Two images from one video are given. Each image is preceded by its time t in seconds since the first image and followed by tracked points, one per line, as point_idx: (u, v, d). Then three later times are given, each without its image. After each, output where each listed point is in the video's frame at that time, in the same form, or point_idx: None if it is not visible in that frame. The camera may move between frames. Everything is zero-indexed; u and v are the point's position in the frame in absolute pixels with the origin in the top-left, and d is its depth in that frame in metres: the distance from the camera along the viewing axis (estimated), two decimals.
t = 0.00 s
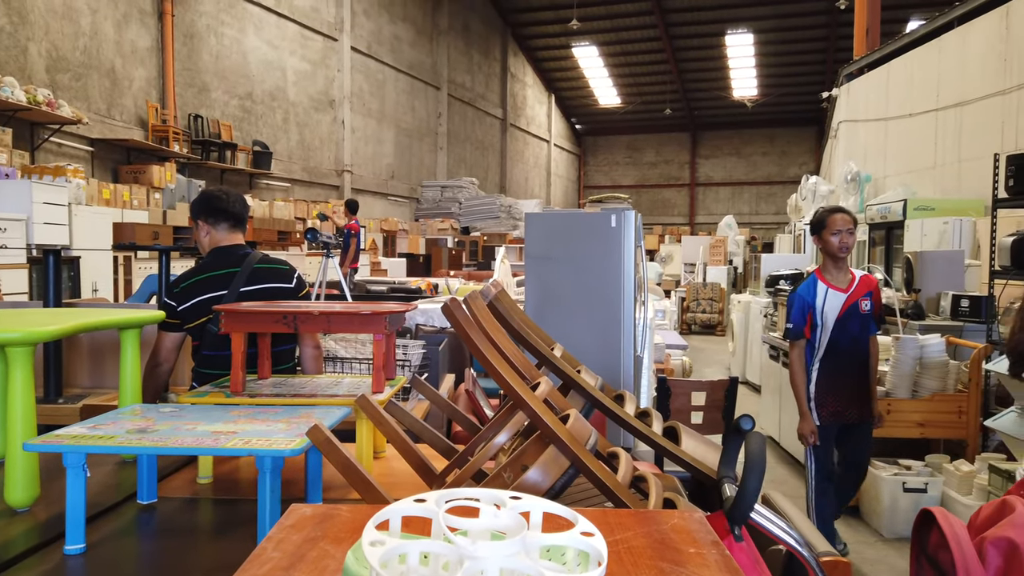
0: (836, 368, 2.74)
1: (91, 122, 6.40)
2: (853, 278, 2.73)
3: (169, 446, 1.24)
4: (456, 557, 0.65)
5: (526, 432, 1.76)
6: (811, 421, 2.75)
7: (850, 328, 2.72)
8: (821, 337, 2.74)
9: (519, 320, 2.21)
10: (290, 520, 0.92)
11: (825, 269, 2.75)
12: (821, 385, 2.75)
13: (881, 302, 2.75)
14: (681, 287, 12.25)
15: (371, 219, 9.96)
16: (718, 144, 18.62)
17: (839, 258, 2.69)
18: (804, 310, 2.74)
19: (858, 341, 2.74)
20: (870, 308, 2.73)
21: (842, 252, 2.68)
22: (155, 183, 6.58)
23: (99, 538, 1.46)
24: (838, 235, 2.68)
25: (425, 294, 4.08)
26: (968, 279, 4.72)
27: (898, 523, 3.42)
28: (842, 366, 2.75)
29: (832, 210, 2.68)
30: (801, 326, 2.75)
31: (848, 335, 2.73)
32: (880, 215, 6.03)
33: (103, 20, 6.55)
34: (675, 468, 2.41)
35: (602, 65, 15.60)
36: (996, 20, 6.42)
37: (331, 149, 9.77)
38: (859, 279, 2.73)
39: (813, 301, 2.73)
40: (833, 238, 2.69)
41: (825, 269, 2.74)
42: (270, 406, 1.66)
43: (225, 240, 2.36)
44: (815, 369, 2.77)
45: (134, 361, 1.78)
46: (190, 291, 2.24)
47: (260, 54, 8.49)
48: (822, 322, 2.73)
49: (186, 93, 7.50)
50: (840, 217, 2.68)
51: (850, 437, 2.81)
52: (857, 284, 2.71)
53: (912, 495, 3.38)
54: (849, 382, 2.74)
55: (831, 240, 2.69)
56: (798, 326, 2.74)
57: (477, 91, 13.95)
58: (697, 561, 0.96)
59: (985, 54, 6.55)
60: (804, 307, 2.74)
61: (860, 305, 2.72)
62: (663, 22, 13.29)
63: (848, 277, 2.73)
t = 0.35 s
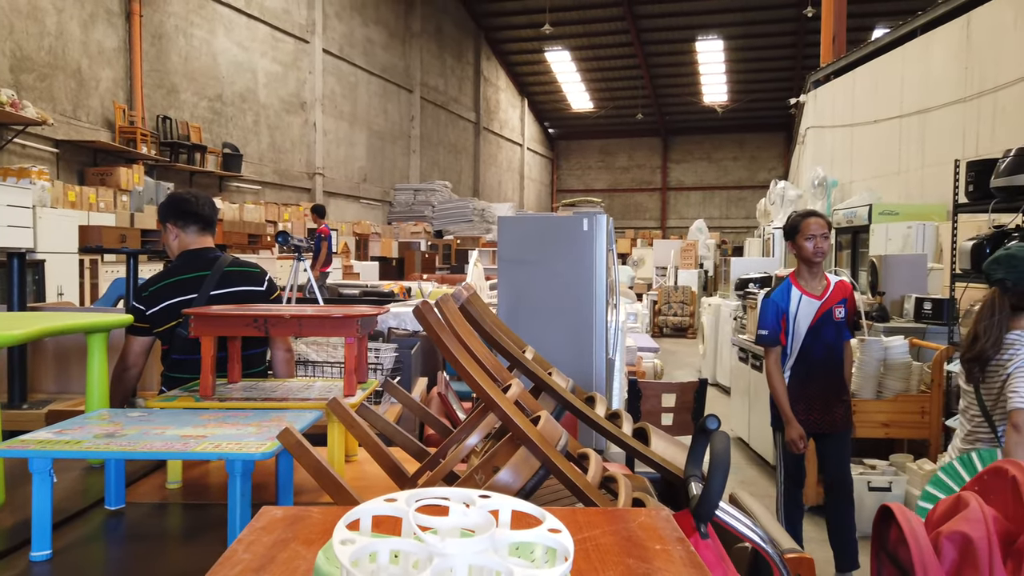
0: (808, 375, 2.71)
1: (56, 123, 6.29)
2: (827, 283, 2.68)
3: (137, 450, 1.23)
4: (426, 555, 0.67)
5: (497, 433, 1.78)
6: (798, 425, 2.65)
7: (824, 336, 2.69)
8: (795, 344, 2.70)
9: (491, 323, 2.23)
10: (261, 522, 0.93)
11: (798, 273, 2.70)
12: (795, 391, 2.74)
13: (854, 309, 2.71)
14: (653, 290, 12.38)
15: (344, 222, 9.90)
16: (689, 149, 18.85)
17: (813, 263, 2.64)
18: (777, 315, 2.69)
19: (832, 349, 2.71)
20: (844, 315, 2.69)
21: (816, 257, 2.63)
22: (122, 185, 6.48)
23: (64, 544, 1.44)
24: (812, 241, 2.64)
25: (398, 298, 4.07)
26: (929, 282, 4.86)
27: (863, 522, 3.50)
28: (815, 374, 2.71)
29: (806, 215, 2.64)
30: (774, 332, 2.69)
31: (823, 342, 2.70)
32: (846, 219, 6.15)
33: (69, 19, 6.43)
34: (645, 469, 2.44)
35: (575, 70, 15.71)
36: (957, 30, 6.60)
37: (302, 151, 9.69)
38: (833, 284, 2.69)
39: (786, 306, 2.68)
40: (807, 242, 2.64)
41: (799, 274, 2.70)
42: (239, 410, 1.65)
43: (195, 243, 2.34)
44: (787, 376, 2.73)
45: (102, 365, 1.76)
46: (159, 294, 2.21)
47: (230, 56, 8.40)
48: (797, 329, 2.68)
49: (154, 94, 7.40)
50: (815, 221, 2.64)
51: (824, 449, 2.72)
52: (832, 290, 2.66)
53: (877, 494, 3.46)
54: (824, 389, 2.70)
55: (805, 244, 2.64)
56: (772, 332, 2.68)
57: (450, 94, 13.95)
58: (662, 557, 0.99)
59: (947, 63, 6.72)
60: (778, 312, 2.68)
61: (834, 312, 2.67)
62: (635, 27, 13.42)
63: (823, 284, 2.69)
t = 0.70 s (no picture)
0: (796, 383, 2.68)
1: (28, 124, 6.19)
2: (825, 291, 2.67)
3: (117, 452, 1.23)
4: (411, 547, 0.69)
5: (478, 433, 1.79)
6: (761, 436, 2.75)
7: (816, 345, 2.65)
8: (784, 350, 2.69)
9: (471, 325, 2.25)
10: (245, 520, 0.93)
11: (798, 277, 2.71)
12: (780, 401, 2.69)
13: (854, 321, 2.66)
14: (631, 293, 12.46)
15: (321, 225, 9.83)
16: (665, 153, 19.02)
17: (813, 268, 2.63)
18: (769, 319, 2.70)
19: (824, 358, 2.66)
20: (841, 326, 2.65)
21: (816, 261, 2.63)
22: (95, 187, 6.39)
23: (42, 547, 1.43)
24: (815, 243, 2.64)
25: (377, 301, 4.07)
26: (900, 284, 4.97)
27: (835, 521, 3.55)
28: (803, 381, 2.67)
29: (811, 217, 2.65)
30: (764, 335, 2.71)
31: (814, 351, 2.65)
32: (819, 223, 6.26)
33: (41, 19, 6.33)
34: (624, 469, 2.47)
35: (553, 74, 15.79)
36: (927, 37, 6.75)
37: (279, 154, 9.61)
38: (831, 293, 2.67)
39: (779, 310, 2.69)
40: (809, 245, 2.63)
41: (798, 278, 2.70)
42: (218, 412, 1.65)
43: (172, 245, 2.32)
44: (773, 382, 2.71)
45: (79, 368, 1.75)
46: (136, 297, 2.19)
47: (205, 56, 8.32)
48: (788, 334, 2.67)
49: (128, 95, 7.31)
50: (819, 226, 2.64)
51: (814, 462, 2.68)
52: (829, 299, 2.65)
53: (849, 493, 3.52)
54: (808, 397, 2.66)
55: (806, 247, 2.64)
56: (761, 335, 2.71)
57: (428, 97, 13.92)
58: (640, 551, 1.01)
59: (918, 69, 6.87)
60: (769, 314, 2.71)
61: (829, 321, 2.64)
62: (612, 32, 13.52)
63: (822, 292, 2.67)
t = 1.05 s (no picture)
0: (779, 381, 2.63)
1: None
2: (814, 288, 2.61)
3: (85, 454, 1.21)
4: (385, 543, 0.70)
5: (451, 434, 1.79)
6: (744, 430, 2.72)
7: (798, 344, 2.60)
8: (767, 346, 2.65)
9: (444, 325, 2.25)
10: (217, 520, 0.93)
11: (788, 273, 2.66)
12: (763, 399, 2.65)
13: (846, 321, 2.58)
14: (604, 294, 12.54)
15: (293, 226, 9.74)
16: (638, 156, 19.19)
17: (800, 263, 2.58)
18: (754, 314, 2.68)
19: (811, 358, 2.61)
20: (830, 325, 2.57)
21: (804, 256, 2.57)
22: (61, 187, 6.26)
23: (7, 552, 1.40)
24: (806, 239, 2.57)
25: (349, 302, 4.04)
26: (865, 285, 5.07)
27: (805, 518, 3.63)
28: (787, 380, 2.62)
29: (803, 211, 2.58)
30: (749, 331, 2.69)
31: (796, 349, 2.61)
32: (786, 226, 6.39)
33: (6, 15, 6.19)
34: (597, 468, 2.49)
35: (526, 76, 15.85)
36: (893, 43, 6.90)
37: (250, 154, 9.51)
38: (820, 290, 2.61)
39: (764, 305, 2.66)
40: (799, 240, 2.57)
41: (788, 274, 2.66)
42: (189, 414, 1.63)
43: (140, 246, 2.29)
44: (756, 380, 2.67)
45: (45, 370, 1.72)
46: (102, 299, 2.16)
47: (174, 55, 8.20)
48: (771, 330, 2.62)
49: (95, 94, 7.17)
50: (811, 219, 2.57)
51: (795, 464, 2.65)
52: (817, 297, 2.59)
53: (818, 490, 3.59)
54: (789, 396, 2.61)
55: (796, 242, 2.58)
56: (746, 331, 2.69)
57: (401, 98, 13.88)
58: (613, 545, 1.03)
59: (884, 74, 7.02)
60: (753, 310, 2.68)
61: (816, 319, 2.57)
62: (585, 35, 13.60)
63: (811, 290, 2.61)
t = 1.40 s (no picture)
0: (745, 391, 2.58)
1: None
2: (778, 294, 2.57)
3: (37, 459, 1.18)
4: (348, 542, 0.70)
5: (416, 434, 1.79)
6: (706, 443, 2.67)
7: (766, 353, 2.55)
8: (733, 355, 2.58)
9: (410, 325, 2.24)
10: (175, 523, 0.91)
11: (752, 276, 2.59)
12: (728, 409, 2.60)
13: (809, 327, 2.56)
14: (569, 296, 12.62)
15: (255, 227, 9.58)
16: (602, 158, 19.35)
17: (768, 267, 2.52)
18: (719, 323, 2.58)
19: (776, 366, 2.57)
20: (795, 331, 2.54)
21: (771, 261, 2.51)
22: (12, 187, 6.06)
23: None
24: (771, 243, 2.54)
25: (312, 304, 3.99)
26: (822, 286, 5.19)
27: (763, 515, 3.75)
28: (753, 389, 2.57)
29: (768, 214, 2.53)
30: (712, 339, 2.60)
31: (764, 358, 2.56)
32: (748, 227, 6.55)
33: None
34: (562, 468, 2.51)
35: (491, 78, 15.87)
36: (850, 49, 7.09)
37: (210, 154, 9.33)
38: (784, 296, 2.56)
39: (730, 312, 2.57)
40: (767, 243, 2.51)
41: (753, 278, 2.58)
42: (147, 417, 1.60)
43: (95, 246, 2.23)
44: (722, 390, 2.61)
45: None
46: (55, 300, 2.11)
47: (132, 53, 8.01)
48: (739, 339, 2.55)
49: (49, 91, 6.97)
50: (777, 223, 2.51)
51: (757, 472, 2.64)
52: (784, 303, 2.54)
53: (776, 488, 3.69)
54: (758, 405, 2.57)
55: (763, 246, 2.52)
56: (709, 339, 2.60)
57: (365, 98, 13.77)
58: (576, 542, 1.04)
59: (841, 79, 7.20)
60: (718, 317, 2.59)
61: (782, 326, 2.53)
62: (549, 37, 13.66)
63: (775, 295, 2.56)
